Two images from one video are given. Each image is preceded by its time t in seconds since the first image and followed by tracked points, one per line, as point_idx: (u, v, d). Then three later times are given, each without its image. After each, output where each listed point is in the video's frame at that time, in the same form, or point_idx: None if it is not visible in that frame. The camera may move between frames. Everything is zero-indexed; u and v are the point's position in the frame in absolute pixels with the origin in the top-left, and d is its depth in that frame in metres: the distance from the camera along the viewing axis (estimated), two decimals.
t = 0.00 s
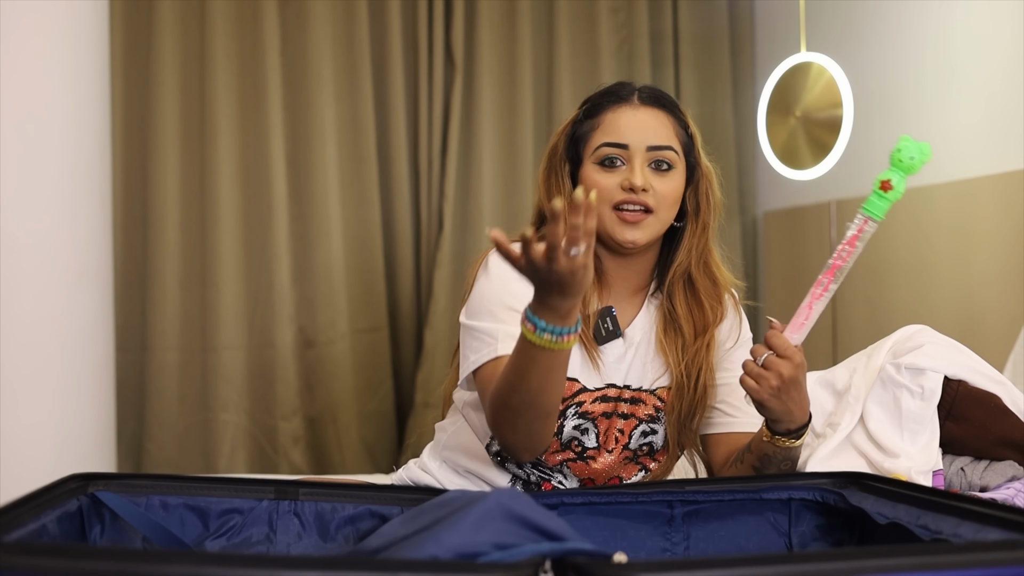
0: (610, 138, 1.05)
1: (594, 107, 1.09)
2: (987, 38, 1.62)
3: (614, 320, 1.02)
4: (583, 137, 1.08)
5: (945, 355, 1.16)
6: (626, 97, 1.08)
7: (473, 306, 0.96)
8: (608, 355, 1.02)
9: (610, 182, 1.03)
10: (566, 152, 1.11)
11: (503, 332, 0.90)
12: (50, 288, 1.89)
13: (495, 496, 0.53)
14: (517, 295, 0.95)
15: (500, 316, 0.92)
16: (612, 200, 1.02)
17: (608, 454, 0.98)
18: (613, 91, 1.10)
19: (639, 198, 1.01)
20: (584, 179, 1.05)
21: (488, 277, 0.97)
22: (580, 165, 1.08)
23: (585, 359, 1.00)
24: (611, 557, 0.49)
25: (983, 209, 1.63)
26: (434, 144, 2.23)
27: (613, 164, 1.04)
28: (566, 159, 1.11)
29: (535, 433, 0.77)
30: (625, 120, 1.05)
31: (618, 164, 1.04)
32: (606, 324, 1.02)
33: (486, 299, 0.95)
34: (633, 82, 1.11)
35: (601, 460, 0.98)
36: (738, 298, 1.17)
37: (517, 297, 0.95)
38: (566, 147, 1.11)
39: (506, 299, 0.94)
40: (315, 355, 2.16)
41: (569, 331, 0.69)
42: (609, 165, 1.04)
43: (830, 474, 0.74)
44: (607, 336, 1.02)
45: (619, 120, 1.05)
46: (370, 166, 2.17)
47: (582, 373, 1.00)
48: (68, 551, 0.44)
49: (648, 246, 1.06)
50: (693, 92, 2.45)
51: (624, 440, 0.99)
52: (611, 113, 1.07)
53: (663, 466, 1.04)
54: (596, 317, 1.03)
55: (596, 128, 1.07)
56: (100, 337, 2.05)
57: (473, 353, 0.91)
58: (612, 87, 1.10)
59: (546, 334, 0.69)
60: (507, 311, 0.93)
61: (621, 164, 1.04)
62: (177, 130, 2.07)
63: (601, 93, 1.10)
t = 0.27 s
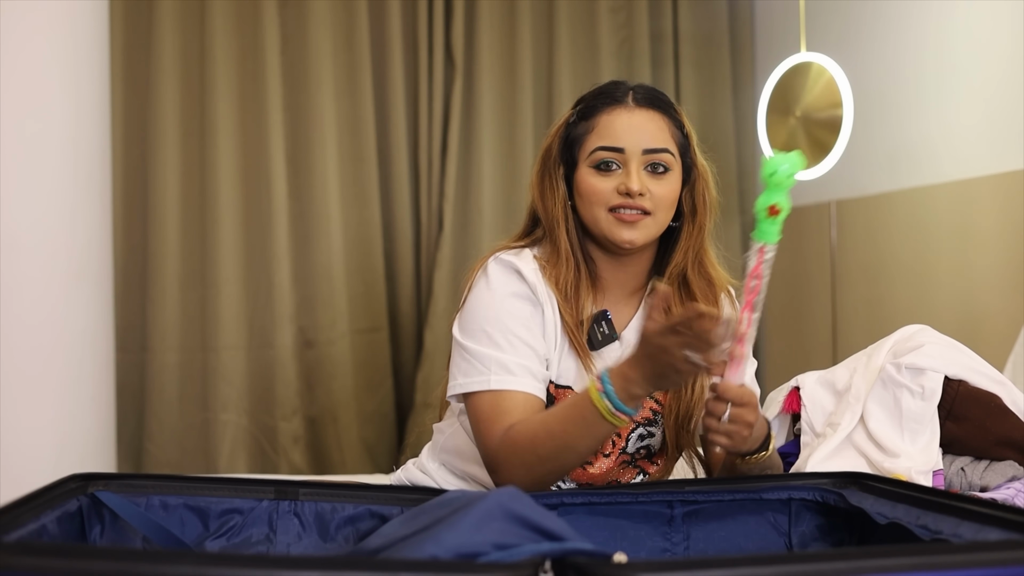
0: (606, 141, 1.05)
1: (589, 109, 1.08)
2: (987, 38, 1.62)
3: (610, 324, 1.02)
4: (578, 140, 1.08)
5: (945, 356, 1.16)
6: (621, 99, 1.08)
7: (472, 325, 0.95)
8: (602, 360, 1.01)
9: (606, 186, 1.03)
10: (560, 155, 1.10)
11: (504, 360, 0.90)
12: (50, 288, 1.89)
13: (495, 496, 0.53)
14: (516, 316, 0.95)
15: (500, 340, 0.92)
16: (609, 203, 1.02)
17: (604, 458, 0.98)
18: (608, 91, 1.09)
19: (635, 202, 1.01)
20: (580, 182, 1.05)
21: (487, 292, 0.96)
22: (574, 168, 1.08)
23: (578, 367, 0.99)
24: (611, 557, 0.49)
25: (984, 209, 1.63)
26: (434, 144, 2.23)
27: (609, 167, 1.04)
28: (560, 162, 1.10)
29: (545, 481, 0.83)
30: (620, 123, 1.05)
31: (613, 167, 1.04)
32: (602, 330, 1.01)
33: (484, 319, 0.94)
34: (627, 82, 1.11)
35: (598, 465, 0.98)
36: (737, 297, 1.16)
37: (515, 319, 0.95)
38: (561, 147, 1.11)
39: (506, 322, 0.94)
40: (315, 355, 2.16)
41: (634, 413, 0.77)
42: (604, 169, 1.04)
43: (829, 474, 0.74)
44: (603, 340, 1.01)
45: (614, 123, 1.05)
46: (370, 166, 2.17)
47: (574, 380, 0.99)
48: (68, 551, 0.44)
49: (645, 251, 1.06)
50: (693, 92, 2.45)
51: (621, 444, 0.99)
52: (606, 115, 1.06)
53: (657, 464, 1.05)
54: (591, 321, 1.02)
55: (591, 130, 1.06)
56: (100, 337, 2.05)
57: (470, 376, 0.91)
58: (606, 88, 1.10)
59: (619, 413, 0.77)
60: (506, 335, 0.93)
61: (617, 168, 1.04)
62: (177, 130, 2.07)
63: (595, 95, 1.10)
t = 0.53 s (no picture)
0: (608, 149, 1.03)
1: (586, 115, 1.07)
2: (987, 39, 1.62)
3: (612, 329, 1.02)
4: (578, 148, 1.06)
5: (945, 356, 1.16)
6: (619, 104, 1.06)
7: (476, 337, 0.96)
8: (604, 365, 1.02)
9: (613, 195, 1.02)
10: (559, 162, 1.09)
11: (510, 375, 0.91)
12: (50, 288, 1.89)
13: (495, 496, 0.53)
14: (520, 328, 0.96)
15: (505, 355, 0.93)
16: (616, 211, 1.01)
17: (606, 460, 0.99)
18: (604, 96, 1.07)
19: (642, 210, 1.01)
20: (584, 191, 1.04)
21: (490, 304, 0.97)
22: (575, 176, 1.06)
23: (580, 375, 1.00)
24: (611, 557, 0.49)
25: (984, 210, 1.63)
26: (434, 144, 2.23)
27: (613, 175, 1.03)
28: (559, 170, 1.09)
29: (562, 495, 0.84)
30: (621, 130, 1.04)
31: (618, 175, 1.03)
32: (604, 335, 1.02)
33: (489, 332, 0.95)
34: (620, 83, 1.09)
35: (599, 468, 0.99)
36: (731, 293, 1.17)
37: (519, 330, 0.95)
38: (557, 153, 1.09)
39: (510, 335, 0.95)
40: (315, 355, 2.16)
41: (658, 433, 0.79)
42: (611, 179, 1.03)
43: (829, 474, 0.74)
44: (606, 346, 1.02)
45: (615, 130, 1.04)
46: (370, 166, 2.17)
47: (577, 389, 1.00)
48: (68, 551, 0.44)
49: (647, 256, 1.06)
50: (693, 92, 2.45)
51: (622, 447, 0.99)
52: (606, 121, 1.05)
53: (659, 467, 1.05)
54: (593, 327, 1.03)
55: (591, 138, 1.05)
56: (100, 338, 2.05)
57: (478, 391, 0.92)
58: (602, 92, 1.08)
59: (640, 429, 0.79)
60: (511, 349, 0.94)
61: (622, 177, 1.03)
62: (177, 131, 2.07)
63: (591, 99, 1.08)
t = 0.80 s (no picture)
0: (606, 147, 1.03)
1: (587, 113, 1.07)
2: (987, 38, 1.62)
3: (613, 330, 1.01)
4: (577, 145, 1.06)
5: (945, 356, 1.16)
6: (620, 103, 1.06)
7: (479, 341, 0.96)
8: (606, 366, 1.02)
9: (608, 193, 1.02)
10: (559, 159, 1.09)
11: (515, 379, 0.91)
12: (50, 288, 1.89)
13: (495, 496, 0.53)
14: (523, 331, 0.95)
15: (508, 358, 0.93)
16: (611, 210, 1.01)
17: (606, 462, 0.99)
18: (605, 94, 1.08)
19: (637, 210, 1.01)
20: (581, 188, 1.04)
21: (492, 307, 0.96)
22: (574, 174, 1.07)
23: (583, 376, 1.01)
24: (611, 557, 0.49)
25: (983, 210, 1.63)
26: (434, 144, 2.23)
27: (610, 174, 1.03)
28: (558, 168, 1.09)
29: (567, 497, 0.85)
30: (620, 128, 1.04)
31: (615, 174, 1.03)
32: (606, 336, 1.01)
33: (492, 336, 0.95)
34: (624, 82, 1.09)
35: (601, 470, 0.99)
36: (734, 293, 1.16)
37: (523, 334, 0.95)
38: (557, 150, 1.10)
39: (513, 338, 0.94)
40: (315, 355, 2.16)
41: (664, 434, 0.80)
42: (606, 176, 1.03)
43: (829, 474, 0.74)
44: (607, 347, 1.01)
45: (614, 128, 1.04)
46: (370, 166, 2.17)
47: (580, 391, 1.00)
48: (68, 551, 0.44)
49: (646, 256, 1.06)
50: (693, 92, 2.45)
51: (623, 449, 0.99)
52: (606, 120, 1.05)
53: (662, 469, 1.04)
54: (593, 329, 1.02)
55: (591, 136, 1.05)
56: (100, 338, 2.05)
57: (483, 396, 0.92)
58: (604, 90, 1.08)
59: (644, 430, 0.80)
60: (515, 353, 0.93)
61: (618, 174, 1.03)
62: (177, 131, 2.07)
63: (593, 97, 1.08)
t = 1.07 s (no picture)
0: (601, 148, 1.03)
1: (584, 114, 1.07)
2: (987, 38, 1.62)
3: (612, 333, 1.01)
4: (573, 146, 1.06)
5: (945, 356, 1.16)
6: (616, 104, 1.06)
7: (478, 344, 0.95)
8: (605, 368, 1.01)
9: (602, 193, 1.01)
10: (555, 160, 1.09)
11: (515, 382, 0.92)
12: (50, 289, 1.89)
13: (495, 496, 0.53)
14: (522, 333, 0.95)
15: (508, 361, 0.93)
16: (605, 210, 1.01)
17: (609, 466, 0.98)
18: (602, 95, 1.08)
19: (631, 210, 1.01)
20: (576, 189, 1.04)
21: (491, 311, 0.96)
22: (569, 174, 1.06)
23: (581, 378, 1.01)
24: (611, 557, 0.49)
25: (984, 210, 1.63)
26: (434, 144, 2.23)
27: (605, 174, 1.03)
28: (555, 168, 1.09)
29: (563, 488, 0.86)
30: (615, 129, 1.03)
31: (609, 174, 1.03)
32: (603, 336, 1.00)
33: (491, 339, 0.95)
34: (622, 84, 1.09)
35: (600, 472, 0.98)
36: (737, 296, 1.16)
37: (522, 337, 0.95)
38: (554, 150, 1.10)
39: (512, 341, 0.94)
40: (315, 355, 2.16)
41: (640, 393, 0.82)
42: (600, 176, 1.03)
43: (829, 474, 0.74)
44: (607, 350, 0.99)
45: (609, 129, 1.04)
46: (370, 166, 2.17)
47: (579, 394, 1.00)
48: (68, 551, 0.44)
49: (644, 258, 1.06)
50: (693, 92, 2.45)
51: (624, 451, 0.99)
52: (602, 121, 1.05)
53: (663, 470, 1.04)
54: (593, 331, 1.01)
55: (586, 136, 1.05)
56: (100, 338, 2.05)
57: (482, 399, 0.92)
58: (602, 92, 1.08)
59: (614, 386, 0.82)
60: (515, 355, 0.93)
61: (612, 174, 1.03)
62: (177, 131, 2.07)
63: (591, 99, 1.08)
